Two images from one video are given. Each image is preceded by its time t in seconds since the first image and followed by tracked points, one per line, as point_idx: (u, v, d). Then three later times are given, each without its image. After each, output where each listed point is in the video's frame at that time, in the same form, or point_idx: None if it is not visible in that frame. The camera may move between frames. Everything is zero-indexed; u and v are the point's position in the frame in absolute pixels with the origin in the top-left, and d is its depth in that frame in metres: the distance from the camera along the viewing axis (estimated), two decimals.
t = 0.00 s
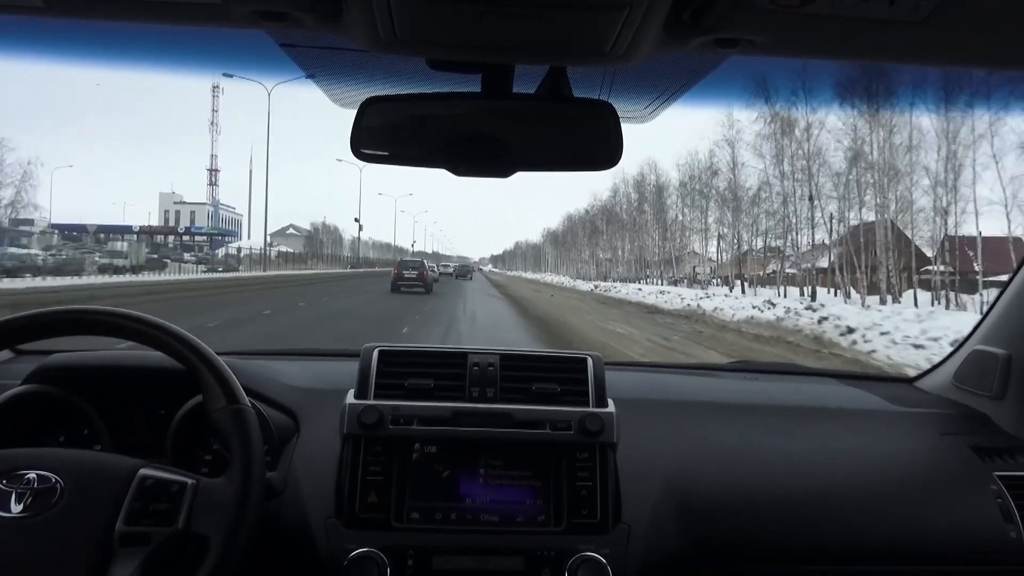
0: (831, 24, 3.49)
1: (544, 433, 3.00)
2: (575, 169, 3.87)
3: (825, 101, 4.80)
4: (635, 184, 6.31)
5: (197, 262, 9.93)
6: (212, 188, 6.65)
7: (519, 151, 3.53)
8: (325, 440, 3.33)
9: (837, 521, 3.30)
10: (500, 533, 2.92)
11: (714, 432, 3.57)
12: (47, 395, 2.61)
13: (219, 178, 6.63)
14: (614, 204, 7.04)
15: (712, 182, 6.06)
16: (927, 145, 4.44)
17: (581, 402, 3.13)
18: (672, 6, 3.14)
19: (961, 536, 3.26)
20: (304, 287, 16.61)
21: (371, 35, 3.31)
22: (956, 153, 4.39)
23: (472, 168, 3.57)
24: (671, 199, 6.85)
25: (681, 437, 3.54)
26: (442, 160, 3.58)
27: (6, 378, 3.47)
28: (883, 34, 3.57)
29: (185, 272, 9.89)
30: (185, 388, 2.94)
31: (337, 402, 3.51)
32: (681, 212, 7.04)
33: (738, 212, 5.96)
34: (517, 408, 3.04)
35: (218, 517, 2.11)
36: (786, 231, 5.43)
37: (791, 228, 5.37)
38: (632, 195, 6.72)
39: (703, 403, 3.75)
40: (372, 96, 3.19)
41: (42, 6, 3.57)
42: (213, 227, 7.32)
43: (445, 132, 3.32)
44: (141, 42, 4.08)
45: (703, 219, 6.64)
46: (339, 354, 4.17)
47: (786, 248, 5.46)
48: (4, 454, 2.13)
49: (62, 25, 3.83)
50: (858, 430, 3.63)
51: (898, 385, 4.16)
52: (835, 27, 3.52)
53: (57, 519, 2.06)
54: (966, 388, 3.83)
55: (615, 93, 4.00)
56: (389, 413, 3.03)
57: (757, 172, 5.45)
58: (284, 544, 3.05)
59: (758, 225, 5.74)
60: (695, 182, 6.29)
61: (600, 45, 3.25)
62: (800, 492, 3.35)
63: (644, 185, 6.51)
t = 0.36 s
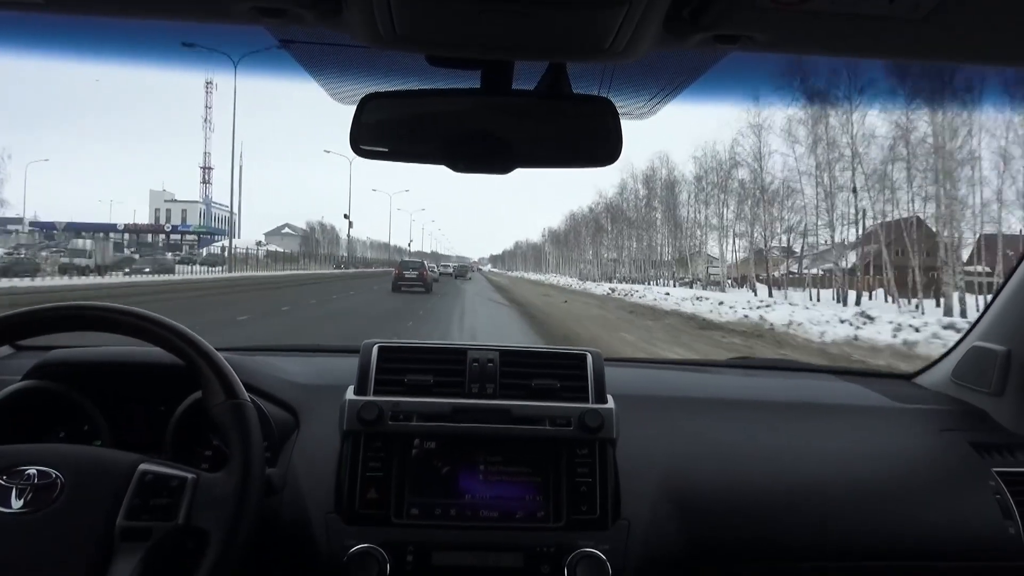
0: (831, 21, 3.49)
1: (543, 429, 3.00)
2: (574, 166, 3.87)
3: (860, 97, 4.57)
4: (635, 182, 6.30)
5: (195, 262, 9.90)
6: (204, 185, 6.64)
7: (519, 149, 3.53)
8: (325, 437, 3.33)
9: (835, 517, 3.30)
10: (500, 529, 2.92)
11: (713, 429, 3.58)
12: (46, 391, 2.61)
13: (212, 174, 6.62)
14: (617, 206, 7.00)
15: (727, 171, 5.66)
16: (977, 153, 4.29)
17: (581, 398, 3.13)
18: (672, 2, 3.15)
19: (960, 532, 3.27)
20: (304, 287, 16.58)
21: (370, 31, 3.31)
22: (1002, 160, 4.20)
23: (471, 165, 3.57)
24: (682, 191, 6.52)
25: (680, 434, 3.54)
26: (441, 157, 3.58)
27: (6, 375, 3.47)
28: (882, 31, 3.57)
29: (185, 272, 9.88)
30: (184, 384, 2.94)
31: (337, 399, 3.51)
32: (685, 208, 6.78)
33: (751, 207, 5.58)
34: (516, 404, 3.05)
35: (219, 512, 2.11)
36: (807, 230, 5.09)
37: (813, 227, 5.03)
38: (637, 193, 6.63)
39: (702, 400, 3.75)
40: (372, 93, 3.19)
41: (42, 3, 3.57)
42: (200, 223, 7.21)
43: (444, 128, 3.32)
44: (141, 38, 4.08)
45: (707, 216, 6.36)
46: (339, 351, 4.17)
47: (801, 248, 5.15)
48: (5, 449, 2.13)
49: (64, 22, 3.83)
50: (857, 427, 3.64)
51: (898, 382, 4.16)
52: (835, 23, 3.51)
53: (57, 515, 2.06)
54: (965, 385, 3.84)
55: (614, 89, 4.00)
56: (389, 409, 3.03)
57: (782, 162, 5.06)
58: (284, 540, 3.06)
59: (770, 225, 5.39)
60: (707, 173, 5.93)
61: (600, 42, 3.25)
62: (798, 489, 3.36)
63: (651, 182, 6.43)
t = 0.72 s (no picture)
0: (830, 26, 3.50)
1: (543, 433, 3.00)
2: (573, 171, 3.88)
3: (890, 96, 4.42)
4: (635, 184, 6.29)
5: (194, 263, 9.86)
6: (197, 183, 6.64)
7: (518, 153, 3.53)
8: (324, 441, 3.33)
9: (834, 522, 3.30)
10: (499, 534, 2.92)
11: (713, 434, 3.57)
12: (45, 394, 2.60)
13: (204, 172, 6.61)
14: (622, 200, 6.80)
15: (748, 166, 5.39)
16: None
17: (580, 402, 3.13)
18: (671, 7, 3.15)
19: (959, 537, 3.26)
20: (304, 288, 16.56)
21: (370, 36, 3.31)
22: None
23: (470, 169, 3.58)
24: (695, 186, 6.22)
25: (679, 439, 3.54)
26: (440, 162, 3.58)
27: (5, 378, 3.47)
28: (882, 35, 3.57)
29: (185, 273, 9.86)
30: (183, 389, 2.93)
31: (336, 403, 3.51)
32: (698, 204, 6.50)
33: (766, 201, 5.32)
34: (515, 409, 3.05)
35: (218, 517, 2.11)
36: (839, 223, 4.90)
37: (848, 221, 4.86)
38: (647, 187, 6.43)
39: (702, 404, 3.75)
40: (372, 97, 3.19)
41: (42, 7, 3.57)
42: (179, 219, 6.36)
43: (443, 133, 3.32)
44: (140, 42, 4.08)
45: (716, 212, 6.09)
46: (338, 354, 4.17)
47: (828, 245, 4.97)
48: (3, 454, 2.12)
49: (63, 26, 3.84)
50: (856, 431, 3.63)
51: (897, 386, 4.16)
52: (834, 28, 3.52)
53: (55, 519, 2.06)
54: (965, 389, 3.84)
55: (613, 94, 4.01)
56: (388, 414, 3.03)
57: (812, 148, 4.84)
58: (283, 545, 3.05)
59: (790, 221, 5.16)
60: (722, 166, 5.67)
61: (599, 46, 3.25)
62: (798, 493, 3.35)
63: (655, 182, 6.40)
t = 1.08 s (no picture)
0: (831, 23, 3.49)
1: (543, 431, 3.00)
2: (572, 169, 3.88)
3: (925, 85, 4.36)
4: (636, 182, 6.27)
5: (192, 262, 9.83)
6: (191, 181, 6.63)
7: (518, 152, 3.53)
8: (324, 439, 3.33)
9: (834, 520, 3.30)
10: (500, 532, 2.92)
11: (713, 432, 3.57)
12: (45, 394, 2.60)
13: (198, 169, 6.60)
14: (630, 195, 6.58)
15: (774, 157, 5.11)
16: None
17: (580, 400, 3.13)
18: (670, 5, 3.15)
19: (959, 535, 3.26)
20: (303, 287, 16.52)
21: (369, 34, 3.31)
22: None
23: (470, 168, 3.58)
24: (710, 179, 6.06)
25: (679, 437, 3.53)
26: (440, 160, 3.58)
27: (4, 377, 3.46)
28: (882, 33, 3.57)
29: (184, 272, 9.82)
30: (183, 387, 2.93)
31: (336, 401, 3.51)
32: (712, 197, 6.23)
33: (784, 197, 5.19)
34: (515, 406, 3.04)
35: (218, 516, 2.11)
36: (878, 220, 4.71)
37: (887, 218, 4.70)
38: (659, 179, 6.24)
39: (702, 402, 3.75)
40: (371, 96, 3.19)
41: (41, 5, 3.56)
42: (177, 221, 6.21)
43: (443, 132, 3.32)
44: (138, 41, 4.08)
45: (733, 208, 5.87)
46: (337, 353, 4.17)
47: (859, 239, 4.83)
48: (3, 453, 2.12)
49: (62, 24, 3.84)
50: (856, 429, 3.63)
51: (897, 384, 4.16)
52: (834, 25, 3.52)
53: (55, 518, 2.06)
54: (965, 387, 3.84)
55: (613, 92, 4.01)
56: (388, 412, 3.03)
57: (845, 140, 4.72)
58: (283, 544, 3.05)
59: (820, 221, 4.93)
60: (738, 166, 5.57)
61: (599, 44, 3.25)
62: (798, 491, 3.35)
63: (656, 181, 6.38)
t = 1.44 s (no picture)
0: (831, 23, 3.50)
1: (543, 431, 3.00)
2: (572, 168, 3.88)
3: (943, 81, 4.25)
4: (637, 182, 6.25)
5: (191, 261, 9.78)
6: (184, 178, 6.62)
7: (517, 151, 3.54)
8: (324, 439, 3.33)
9: (834, 519, 3.30)
10: (500, 531, 2.93)
11: (713, 432, 3.57)
12: (44, 392, 2.60)
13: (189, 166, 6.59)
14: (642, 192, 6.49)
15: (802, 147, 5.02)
16: None
17: (580, 400, 3.13)
18: (671, 5, 3.15)
19: (959, 535, 3.27)
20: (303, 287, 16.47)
21: (369, 33, 3.31)
22: None
23: (470, 167, 3.58)
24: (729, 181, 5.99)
25: (680, 437, 3.53)
26: (440, 159, 3.59)
27: (3, 377, 3.46)
28: (883, 32, 3.57)
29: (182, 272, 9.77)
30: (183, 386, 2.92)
31: (336, 401, 3.50)
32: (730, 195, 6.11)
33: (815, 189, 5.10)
34: (515, 406, 3.04)
35: (218, 515, 2.11)
36: (900, 219, 4.62)
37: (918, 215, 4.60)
38: (680, 175, 6.15)
39: (702, 402, 3.75)
40: (371, 95, 3.19)
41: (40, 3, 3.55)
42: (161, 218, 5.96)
43: (443, 131, 3.33)
44: (138, 39, 4.08)
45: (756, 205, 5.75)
46: (337, 353, 4.16)
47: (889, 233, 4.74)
48: (3, 452, 2.12)
49: (62, 23, 3.83)
50: (856, 429, 3.63)
51: (897, 384, 4.16)
52: (834, 25, 3.52)
53: (55, 516, 2.06)
54: (965, 387, 3.84)
55: (613, 92, 4.02)
56: (388, 411, 3.03)
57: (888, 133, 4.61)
58: (283, 543, 3.05)
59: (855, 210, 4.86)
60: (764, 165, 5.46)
61: (599, 44, 3.25)
62: (798, 491, 3.35)
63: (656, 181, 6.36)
